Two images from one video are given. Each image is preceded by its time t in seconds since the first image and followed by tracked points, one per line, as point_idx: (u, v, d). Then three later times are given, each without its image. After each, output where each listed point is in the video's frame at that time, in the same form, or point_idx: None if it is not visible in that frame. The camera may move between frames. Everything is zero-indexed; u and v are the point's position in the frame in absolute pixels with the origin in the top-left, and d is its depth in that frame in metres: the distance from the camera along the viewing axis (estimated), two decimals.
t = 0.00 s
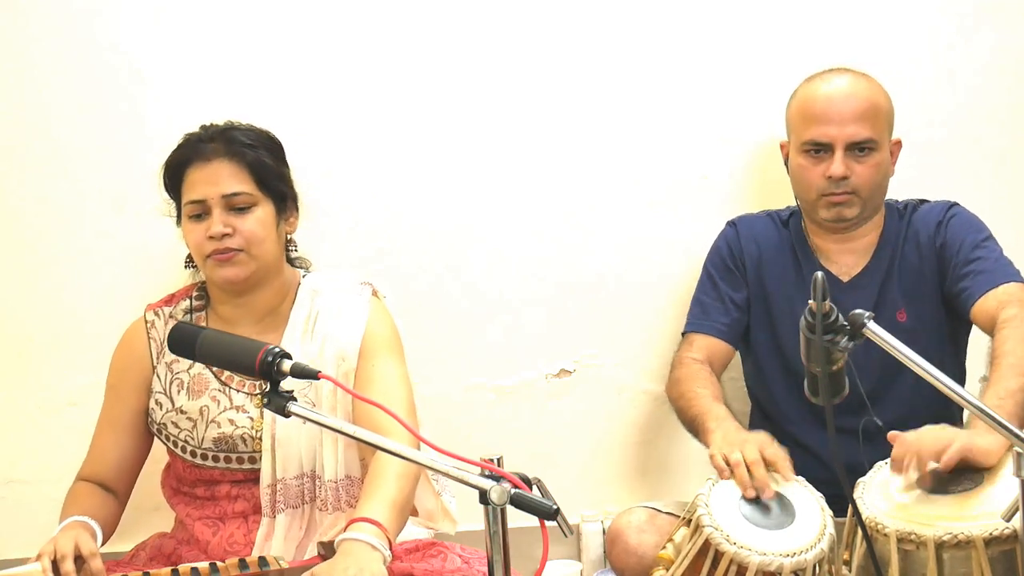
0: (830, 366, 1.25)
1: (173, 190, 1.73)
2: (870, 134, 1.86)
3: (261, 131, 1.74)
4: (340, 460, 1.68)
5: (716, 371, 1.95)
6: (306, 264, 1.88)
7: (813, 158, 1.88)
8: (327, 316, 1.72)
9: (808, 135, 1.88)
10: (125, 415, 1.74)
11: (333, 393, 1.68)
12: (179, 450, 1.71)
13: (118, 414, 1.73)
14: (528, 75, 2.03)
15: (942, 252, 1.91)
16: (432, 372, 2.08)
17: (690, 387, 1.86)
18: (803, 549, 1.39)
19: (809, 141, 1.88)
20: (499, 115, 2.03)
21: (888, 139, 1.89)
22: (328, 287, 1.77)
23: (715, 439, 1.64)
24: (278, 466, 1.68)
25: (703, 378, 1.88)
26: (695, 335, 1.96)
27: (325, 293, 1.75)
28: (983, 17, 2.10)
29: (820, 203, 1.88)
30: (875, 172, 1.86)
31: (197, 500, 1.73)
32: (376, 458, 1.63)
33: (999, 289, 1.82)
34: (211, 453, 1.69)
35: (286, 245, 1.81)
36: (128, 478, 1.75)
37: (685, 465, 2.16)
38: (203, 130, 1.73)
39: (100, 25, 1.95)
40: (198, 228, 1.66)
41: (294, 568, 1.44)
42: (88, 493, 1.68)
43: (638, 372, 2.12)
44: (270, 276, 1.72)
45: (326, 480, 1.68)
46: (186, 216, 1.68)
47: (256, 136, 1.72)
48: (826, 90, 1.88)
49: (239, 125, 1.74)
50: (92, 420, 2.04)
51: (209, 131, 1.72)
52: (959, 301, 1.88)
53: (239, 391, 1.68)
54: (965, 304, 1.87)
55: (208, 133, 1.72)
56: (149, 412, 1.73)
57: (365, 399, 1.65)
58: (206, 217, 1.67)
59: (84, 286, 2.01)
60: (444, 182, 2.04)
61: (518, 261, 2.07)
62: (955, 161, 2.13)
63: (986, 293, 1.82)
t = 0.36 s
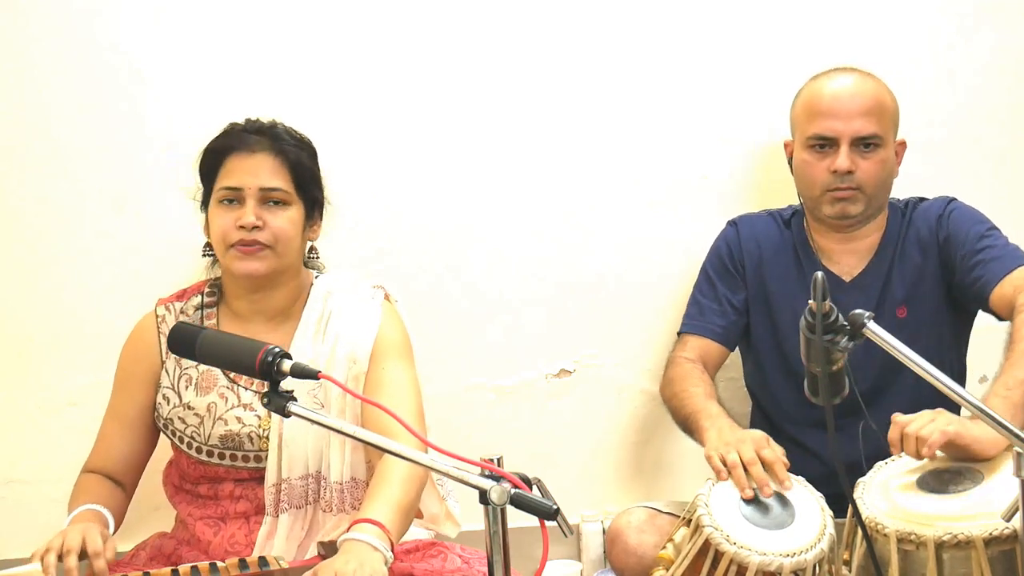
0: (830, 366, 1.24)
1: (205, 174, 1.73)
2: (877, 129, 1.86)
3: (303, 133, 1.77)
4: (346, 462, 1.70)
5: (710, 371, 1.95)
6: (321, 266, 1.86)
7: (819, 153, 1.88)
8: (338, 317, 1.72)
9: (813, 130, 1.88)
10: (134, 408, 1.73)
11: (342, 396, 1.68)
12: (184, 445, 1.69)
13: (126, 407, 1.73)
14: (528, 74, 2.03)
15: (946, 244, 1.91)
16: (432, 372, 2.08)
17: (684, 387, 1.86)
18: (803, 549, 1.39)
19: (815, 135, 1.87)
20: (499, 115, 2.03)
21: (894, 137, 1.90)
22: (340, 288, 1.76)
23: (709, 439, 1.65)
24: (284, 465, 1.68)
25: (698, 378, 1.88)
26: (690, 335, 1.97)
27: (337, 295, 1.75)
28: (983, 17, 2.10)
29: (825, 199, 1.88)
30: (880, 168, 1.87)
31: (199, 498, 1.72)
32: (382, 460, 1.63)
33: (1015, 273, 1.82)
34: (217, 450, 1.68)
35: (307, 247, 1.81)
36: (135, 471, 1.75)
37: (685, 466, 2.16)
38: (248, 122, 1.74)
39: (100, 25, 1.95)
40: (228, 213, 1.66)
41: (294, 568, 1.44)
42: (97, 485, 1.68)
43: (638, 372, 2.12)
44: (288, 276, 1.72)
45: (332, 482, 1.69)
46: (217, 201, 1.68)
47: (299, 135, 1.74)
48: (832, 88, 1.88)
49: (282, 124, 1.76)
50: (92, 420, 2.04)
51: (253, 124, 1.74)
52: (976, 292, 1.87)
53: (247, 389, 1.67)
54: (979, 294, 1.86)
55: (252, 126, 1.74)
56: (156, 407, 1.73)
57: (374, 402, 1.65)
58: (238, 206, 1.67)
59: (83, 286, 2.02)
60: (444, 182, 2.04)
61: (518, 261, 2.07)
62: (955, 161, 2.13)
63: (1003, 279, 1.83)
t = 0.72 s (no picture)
0: (830, 366, 1.24)
1: (213, 175, 1.72)
2: (880, 117, 1.87)
3: (312, 135, 1.75)
4: (349, 462, 1.70)
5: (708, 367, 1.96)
6: (328, 266, 1.86)
7: (822, 140, 1.88)
8: (344, 317, 1.71)
9: (818, 117, 1.88)
10: (137, 402, 1.73)
11: (347, 398, 1.67)
12: (186, 441, 1.69)
13: (130, 401, 1.72)
14: (528, 74, 2.03)
15: (945, 255, 1.91)
16: (431, 372, 2.08)
17: (683, 384, 1.86)
18: (803, 549, 1.39)
19: (819, 122, 1.88)
20: (499, 115, 2.03)
21: (898, 133, 1.90)
22: (346, 288, 1.76)
23: (709, 440, 1.65)
24: (287, 464, 1.67)
25: (695, 375, 1.88)
26: (689, 331, 1.97)
27: (343, 295, 1.75)
28: (983, 17, 2.10)
29: (828, 184, 1.88)
30: (883, 158, 1.87)
31: (198, 499, 1.72)
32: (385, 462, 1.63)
33: (1006, 294, 1.81)
34: (219, 446, 1.68)
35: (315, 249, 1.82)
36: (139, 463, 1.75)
37: (685, 466, 2.16)
38: (259, 123, 1.73)
39: (100, 26, 1.95)
40: (236, 219, 1.66)
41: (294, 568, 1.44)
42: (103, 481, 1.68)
43: (638, 372, 2.12)
44: (294, 282, 1.72)
45: (335, 481, 1.70)
46: (225, 204, 1.68)
47: (308, 138, 1.73)
48: (838, 82, 1.89)
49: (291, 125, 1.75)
50: (92, 420, 2.04)
51: (264, 126, 1.73)
52: (962, 305, 1.87)
53: (250, 386, 1.68)
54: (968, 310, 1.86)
55: (263, 129, 1.72)
56: (159, 401, 1.73)
57: (378, 405, 1.66)
58: (247, 209, 1.67)
59: (83, 286, 2.01)
60: (444, 182, 2.04)
61: (518, 261, 2.07)
62: (956, 161, 2.13)
63: (991, 299, 1.81)
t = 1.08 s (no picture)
0: (830, 366, 1.24)
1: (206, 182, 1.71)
2: (889, 137, 1.85)
3: (304, 136, 1.74)
4: (346, 461, 1.70)
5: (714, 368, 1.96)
6: (321, 267, 1.85)
7: (830, 156, 1.87)
8: (338, 317, 1.71)
9: (826, 134, 1.87)
10: (133, 405, 1.72)
11: (342, 396, 1.67)
12: (183, 443, 1.68)
13: (125, 405, 1.72)
14: (528, 75, 2.03)
15: (948, 257, 1.91)
16: (432, 372, 2.08)
17: (684, 383, 1.87)
18: (803, 549, 1.39)
19: (827, 140, 1.87)
20: (499, 115, 2.03)
21: (905, 139, 1.89)
22: (341, 288, 1.76)
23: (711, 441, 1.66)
24: (284, 464, 1.67)
25: (697, 376, 1.88)
26: (691, 331, 1.97)
27: (337, 295, 1.74)
28: (983, 17, 2.10)
29: (833, 203, 1.88)
30: (890, 176, 1.86)
31: (196, 501, 1.72)
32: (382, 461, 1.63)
33: (1001, 296, 1.81)
34: (215, 448, 1.67)
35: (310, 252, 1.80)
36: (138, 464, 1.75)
37: (685, 466, 2.16)
38: (251, 126, 1.72)
39: (100, 25, 1.95)
40: (231, 225, 1.65)
41: (294, 568, 1.44)
42: (103, 485, 1.69)
43: (639, 372, 2.12)
44: (289, 283, 1.72)
45: (331, 480, 1.70)
46: (220, 210, 1.67)
47: (301, 140, 1.72)
48: (845, 87, 1.88)
49: (284, 128, 1.73)
50: (92, 420, 2.04)
51: (256, 129, 1.71)
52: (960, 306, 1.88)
53: (245, 387, 1.67)
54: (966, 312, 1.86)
55: (255, 132, 1.71)
56: (155, 404, 1.72)
57: (374, 403, 1.66)
58: (242, 216, 1.66)
59: (83, 286, 2.01)
60: (444, 181, 2.04)
61: (518, 260, 2.07)
62: (956, 161, 2.13)
63: (987, 300, 1.82)
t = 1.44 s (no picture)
0: (830, 366, 1.24)
1: (189, 187, 1.70)
2: (880, 121, 1.87)
3: (285, 136, 1.73)
4: (340, 458, 1.69)
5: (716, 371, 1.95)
6: (309, 266, 1.84)
7: (822, 145, 1.89)
8: (327, 316, 1.71)
9: (816, 122, 1.89)
10: (127, 409, 1.72)
11: (334, 393, 1.67)
12: (177, 447, 1.69)
13: (120, 409, 1.72)
14: (528, 75, 2.03)
15: (954, 260, 1.91)
16: (431, 372, 2.08)
17: (689, 375, 1.88)
18: (803, 549, 1.39)
19: (819, 127, 1.88)
20: (499, 115, 2.03)
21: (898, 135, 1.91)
22: (330, 286, 1.76)
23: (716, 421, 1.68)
24: (278, 464, 1.68)
25: (701, 370, 1.90)
26: (695, 337, 1.97)
27: (326, 293, 1.75)
28: (983, 17, 2.09)
29: (828, 189, 1.88)
30: (883, 161, 1.87)
31: (193, 502, 1.71)
32: (378, 459, 1.63)
33: (1007, 301, 1.82)
34: (209, 451, 1.67)
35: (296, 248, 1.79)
36: (135, 467, 1.75)
37: (685, 465, 2.16)
38: (231, 129, 1.71)
39: (100, 25, 1.95)
40: (217, 231, 1.64)
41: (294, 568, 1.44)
42: (103, 487, 1.68)
43: (639, 372, 2.12)
44: (278, 283, 1.72)
45: (326, 479, 1.69)
46: (204, 216, 1.66)
47: (282, 142, 1.71)
48: (838, 84, 1.89)
49: (265, 129, 1.72)
50: (92, 420, 2.04)
51: (236, 133, 1.70)
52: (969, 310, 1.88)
53: (237, 389, 1.67)
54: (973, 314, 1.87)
55: (235, 135, 1.70)
56: (148, 409, 1.72)
57: (368, 400, 1.65)
58: (227, 223, 1.65)
59: (83, 287, 2.01)
60: (445, 181, 2.04)
61: (518, 260, 2.07)
62: (956, 160, 2.13)
63: (997, 303, 1.82)
